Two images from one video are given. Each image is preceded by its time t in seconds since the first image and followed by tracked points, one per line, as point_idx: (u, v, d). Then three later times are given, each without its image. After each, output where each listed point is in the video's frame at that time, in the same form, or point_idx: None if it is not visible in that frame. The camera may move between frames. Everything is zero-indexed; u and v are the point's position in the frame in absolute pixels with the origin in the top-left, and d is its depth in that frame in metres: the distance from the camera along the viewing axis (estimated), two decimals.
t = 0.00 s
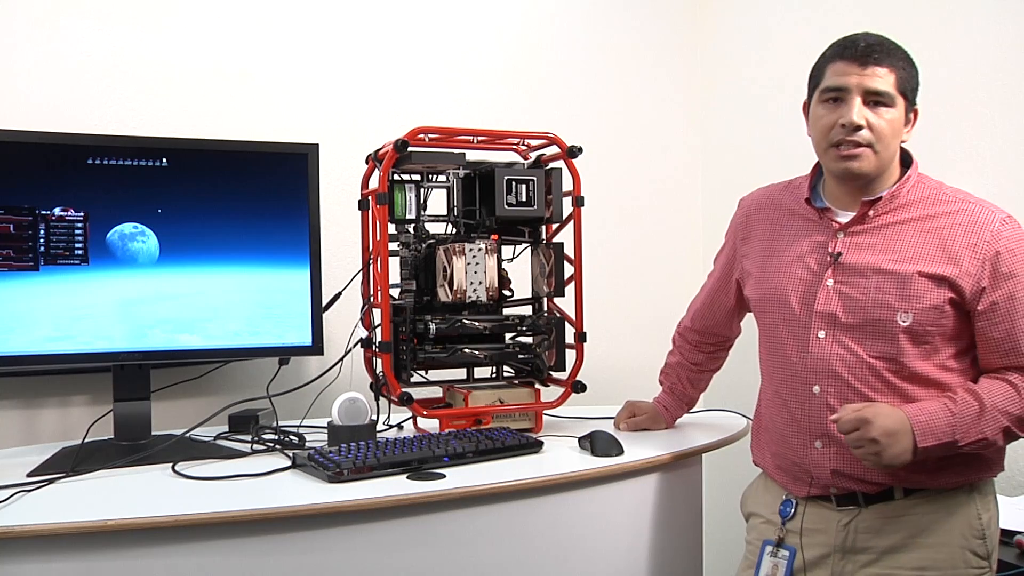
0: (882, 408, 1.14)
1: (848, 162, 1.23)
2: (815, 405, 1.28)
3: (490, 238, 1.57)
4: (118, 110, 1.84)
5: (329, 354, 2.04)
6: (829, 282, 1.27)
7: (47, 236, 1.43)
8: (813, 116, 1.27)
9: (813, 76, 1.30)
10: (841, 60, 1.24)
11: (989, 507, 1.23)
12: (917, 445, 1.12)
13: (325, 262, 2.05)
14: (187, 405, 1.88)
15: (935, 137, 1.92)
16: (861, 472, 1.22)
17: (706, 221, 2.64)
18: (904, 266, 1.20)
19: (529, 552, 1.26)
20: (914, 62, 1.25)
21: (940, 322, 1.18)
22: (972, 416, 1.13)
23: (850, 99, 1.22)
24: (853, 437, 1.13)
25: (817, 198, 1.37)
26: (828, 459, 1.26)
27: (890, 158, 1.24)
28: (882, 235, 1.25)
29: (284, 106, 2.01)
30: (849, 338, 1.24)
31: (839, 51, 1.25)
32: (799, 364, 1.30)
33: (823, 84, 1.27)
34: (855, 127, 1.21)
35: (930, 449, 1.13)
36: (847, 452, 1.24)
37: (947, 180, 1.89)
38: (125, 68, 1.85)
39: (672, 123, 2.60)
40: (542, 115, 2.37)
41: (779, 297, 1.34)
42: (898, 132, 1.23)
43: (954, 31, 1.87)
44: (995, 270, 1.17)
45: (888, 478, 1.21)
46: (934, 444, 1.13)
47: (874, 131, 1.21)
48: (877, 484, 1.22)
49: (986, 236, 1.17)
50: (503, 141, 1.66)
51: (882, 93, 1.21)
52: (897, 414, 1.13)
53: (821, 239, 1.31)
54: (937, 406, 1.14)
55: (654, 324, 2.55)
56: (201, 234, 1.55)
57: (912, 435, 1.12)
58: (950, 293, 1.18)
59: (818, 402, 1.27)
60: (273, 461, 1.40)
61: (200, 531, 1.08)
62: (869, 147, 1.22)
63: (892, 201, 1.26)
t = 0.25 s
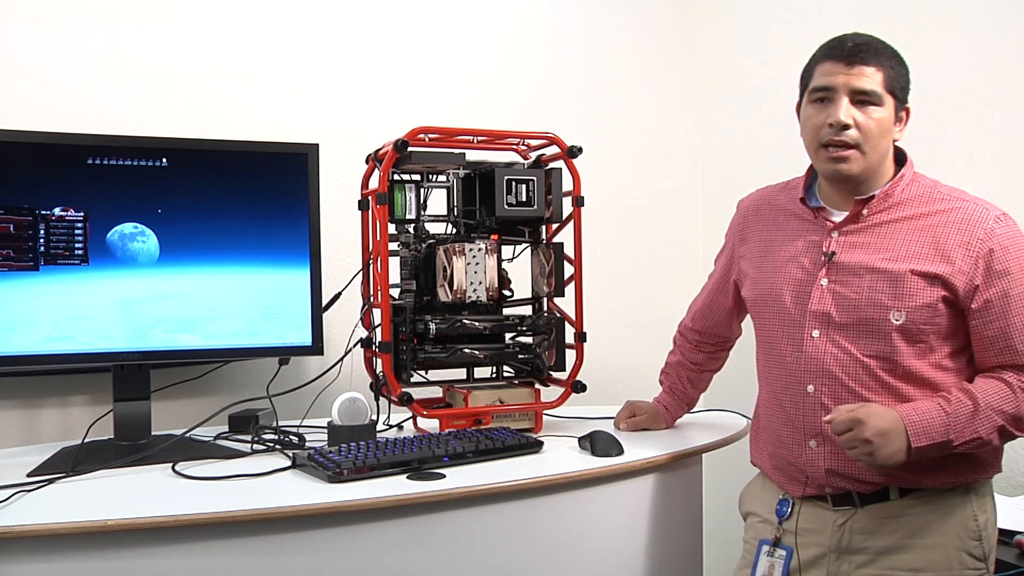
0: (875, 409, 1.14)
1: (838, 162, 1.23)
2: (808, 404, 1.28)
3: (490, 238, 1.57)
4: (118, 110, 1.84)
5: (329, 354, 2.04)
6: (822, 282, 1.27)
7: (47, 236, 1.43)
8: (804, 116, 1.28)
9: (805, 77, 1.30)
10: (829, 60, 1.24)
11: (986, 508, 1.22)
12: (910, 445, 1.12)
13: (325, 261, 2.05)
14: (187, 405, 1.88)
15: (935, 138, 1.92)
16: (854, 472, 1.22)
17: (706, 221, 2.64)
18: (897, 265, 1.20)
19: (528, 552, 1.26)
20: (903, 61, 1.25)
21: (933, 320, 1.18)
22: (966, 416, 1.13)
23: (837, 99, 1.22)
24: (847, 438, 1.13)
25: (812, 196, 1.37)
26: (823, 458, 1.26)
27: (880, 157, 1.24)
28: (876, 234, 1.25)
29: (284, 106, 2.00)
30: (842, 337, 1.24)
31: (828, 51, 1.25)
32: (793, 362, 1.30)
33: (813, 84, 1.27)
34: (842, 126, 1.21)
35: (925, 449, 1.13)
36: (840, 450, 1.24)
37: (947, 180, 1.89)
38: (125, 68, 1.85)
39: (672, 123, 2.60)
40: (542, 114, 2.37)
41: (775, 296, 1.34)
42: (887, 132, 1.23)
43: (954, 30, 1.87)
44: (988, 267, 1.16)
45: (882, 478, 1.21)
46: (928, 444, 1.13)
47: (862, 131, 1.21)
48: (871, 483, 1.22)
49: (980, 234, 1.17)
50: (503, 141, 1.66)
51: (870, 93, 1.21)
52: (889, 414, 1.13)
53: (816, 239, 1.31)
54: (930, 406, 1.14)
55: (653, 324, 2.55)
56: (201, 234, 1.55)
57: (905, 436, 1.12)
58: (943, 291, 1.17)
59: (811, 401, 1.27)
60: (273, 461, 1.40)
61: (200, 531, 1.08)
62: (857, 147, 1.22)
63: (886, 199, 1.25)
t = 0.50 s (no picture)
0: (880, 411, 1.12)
1: (823, 161, 1.23)
2: (800, 402, 1.28)
3: (490, 238, 1.57)
4: (118, 110, 1.84)
5: (329, 354, 2.04)
6: (813, 279, 1.28)
7: (47, 236, 1.43)
8: (789, 117, 1.28)
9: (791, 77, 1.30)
10: (812, 60, 1.24)
11: (977, 511, 1.21)
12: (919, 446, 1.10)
13: (325, 261, 2.05)
14: (187, 405, 1.88)
15: (935, 138, 1.92)
16: (845, 470, 1.22)
17: (706, 221, 2.64)
18: (887, 261, 1.20)
19: (528, 552, 1.26)
20: (886, 57, 1.24)
21: (924, 316, 1.17)
22: (974, 414, 1.12)
23: (820, 97, 1.22)
24: (850, 441, 1.12)
25: (805, 195, 1.38)
26: (813, 456, 1.26)
27: (865, 153, 1.23)
28: (865, 231, 1.25)
29: (284, 106, 2.01)
30: (833, 334, 1.25)
31: (811, 51, 1.25)
32: (784, 360, 1.31)
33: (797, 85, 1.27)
34: (825, 123, 1.20)
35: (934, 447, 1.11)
36: (831, 448, 1.24)
37: (947, 180, 1.89)
38: (125, 68, 1.84)
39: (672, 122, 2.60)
40: (542, 114, 2.37)
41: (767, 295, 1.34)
42: (871, 128, 1.22)
43: (954, 30, 1.87)
44: (979, 265, 1.15)
45: (874, 477, 1.20)
46: (937, 441, 1.11)
47: (845, 127, 1.21)
48: (861, 483, 1.22)
49: (970, 231, 1.16)
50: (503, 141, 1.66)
51: (852, 89, 1.21)
52: (896, 415, 1.11)
53: (807, 236, 1.32)
54: (938, 403, 1.12)
55: (653, 324, 2.55)
56: (200, 234, 1.55)
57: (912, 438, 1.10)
58: (933, 288, 1.17)
59: (803, 399, 1.28)
60: (273, 461, 1.40)
61: (200, 531, 1.08)
62: (841, 144, 1.22)
63: (877, 197, 1.25)
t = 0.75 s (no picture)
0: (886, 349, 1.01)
1: (816, 152, 1.22)
2: (785, 399, 1.28)
3: (490, 238, 1.57)
4: (118, 110, 1.84)
5: (329, 354, 2.04)
6: (800, 274, 1.27)
7: (47, 236, 1.43)
8: (778, 113, 1.27)
9: (777, 75, 1.30)
10: (799, 55, 1.24)
11: (963, 514, 1.18)
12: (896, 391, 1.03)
13: (325, 261, 2.05)
14: (187, 405, 1.88)
15: (935, 138, 1.92)
16: (826, 466, 1.21)
17: (706, 221, 2.64)
18: (872, 256, 1.19)
19: (527, 552, 1.26)
20: (872, 52, 1.25)
21: (907, 311, 1.16)
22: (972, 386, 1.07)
23: (810, 91, 1.22)
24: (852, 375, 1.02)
25: (794, 192, 1.38)
26: (795, 453, 1.25)
27: (858, 145, 1.23)
28: (851, 226, 1.24)
29: (285, 106, 2.01)
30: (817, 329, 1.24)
31: (798, 46, 1.25)
32: (770, 355, 1.31)
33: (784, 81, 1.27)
34: (819, 115, 1.20)
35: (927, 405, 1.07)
36: (814, 444, 1.23)
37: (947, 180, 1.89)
38: (125, 68, 1.85)
39: (672, 122, 2.60)
40: (542, 114, 2.37)
41: (757, 291, 1.34)
42: (862, 120, 1.22)
43: (954, 30, 1.87)
44: (962, 257, 1.12)
45: (856, 476, 1.19)
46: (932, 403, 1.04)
47: (838, 119, 1.20)
48: (842, 481, 1.21)
49: (955, 223, 1.14)
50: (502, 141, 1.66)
51: (842, 81, 1.21)
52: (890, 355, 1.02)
53: (795, 233, 1.31)
54: (945, 363, 1.08)
55: (653, 324, 2.55)
56: (200, 234, 1.55)
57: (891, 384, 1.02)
58: (918, 282, 1.16)
59: (788, 395, 1.27)
60: (273, 461, 1.40)
61: (200, 531, 1.08)
62: (834, 136, 1.21)
63: (865, 192, 1.23)
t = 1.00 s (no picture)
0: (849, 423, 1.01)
1: (807, 146, 1.21)
2: (767, 393, 1.28)
3: (490, 238, 1.57)
4: (118, 110, 1.84)
5: (329, 354, 2.04)
6: (788, 270, 1.26)
7: (47, 236, 1.43)
8: (772, 106, 1.27)
9: (772, 70, 1.30)
10: (795, 50, 1.24)
11: (947, 517, 1.18)
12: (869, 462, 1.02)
13: (325, 261, 2.05)
14: (187, 405, 1.88)
15: (934, 139, 1.92)
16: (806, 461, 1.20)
17: (705, 221, 2.64)
18: (856, 251, 1.18)
19: (526, 552, 1.26)
20: (867, 51, 1.25)
21: (889, 307, 1.15)
22: (924, 433, 1.02)
23: (804, 85, 1.22)
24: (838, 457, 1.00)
25: (784, 187, 1.38)
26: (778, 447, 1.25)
27: (851, 141, 1.22)
28: (839, 222, 1.23)
29: (285, 106, 2.01)
30: (802, 325, 1.23)
31: (795, 41, 1.25)
32: (755, 349, 1.30)
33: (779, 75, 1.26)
34: (811, 109, 1.19)
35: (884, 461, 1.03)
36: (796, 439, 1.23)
37: (946, 180, 1.89)
38: (125, 68, 1.85)
39: (671, 122, 2.59)
40: (541, 114, 2.37)
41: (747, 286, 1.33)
42: (855, 117, 1.22)
43: (954, 30, 1.87)
44: (944, 253, 1.11)
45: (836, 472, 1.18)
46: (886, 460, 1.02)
47: (831, 114, 1.20)
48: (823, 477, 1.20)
49: (938, 218, 1.12)
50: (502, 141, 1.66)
51: (836, 77, 1.21)
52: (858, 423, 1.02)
53: (784, 228, 1.30)
54: (890, 416, 1.03)
55: (653, 324, 2.55)
56: (200, 234, 1.55)
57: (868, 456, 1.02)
58: (901, 277, 1.14)
59: (770, 389, 1.27)
60: (273, 461, 1.40)
61: (201, 532, 1.08)
62: (827, 131, 1.21)
63: (855, 188, 1.22)
